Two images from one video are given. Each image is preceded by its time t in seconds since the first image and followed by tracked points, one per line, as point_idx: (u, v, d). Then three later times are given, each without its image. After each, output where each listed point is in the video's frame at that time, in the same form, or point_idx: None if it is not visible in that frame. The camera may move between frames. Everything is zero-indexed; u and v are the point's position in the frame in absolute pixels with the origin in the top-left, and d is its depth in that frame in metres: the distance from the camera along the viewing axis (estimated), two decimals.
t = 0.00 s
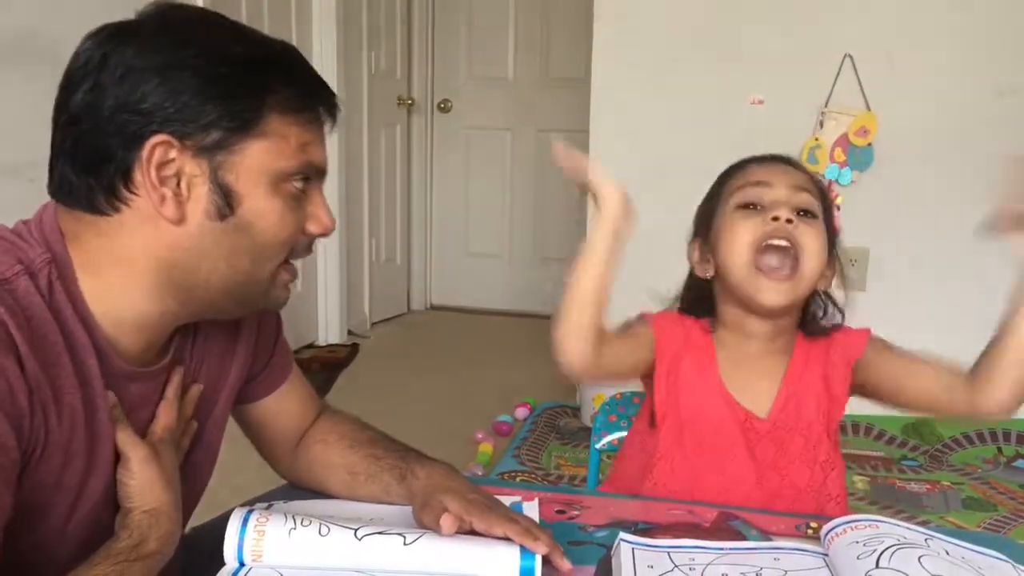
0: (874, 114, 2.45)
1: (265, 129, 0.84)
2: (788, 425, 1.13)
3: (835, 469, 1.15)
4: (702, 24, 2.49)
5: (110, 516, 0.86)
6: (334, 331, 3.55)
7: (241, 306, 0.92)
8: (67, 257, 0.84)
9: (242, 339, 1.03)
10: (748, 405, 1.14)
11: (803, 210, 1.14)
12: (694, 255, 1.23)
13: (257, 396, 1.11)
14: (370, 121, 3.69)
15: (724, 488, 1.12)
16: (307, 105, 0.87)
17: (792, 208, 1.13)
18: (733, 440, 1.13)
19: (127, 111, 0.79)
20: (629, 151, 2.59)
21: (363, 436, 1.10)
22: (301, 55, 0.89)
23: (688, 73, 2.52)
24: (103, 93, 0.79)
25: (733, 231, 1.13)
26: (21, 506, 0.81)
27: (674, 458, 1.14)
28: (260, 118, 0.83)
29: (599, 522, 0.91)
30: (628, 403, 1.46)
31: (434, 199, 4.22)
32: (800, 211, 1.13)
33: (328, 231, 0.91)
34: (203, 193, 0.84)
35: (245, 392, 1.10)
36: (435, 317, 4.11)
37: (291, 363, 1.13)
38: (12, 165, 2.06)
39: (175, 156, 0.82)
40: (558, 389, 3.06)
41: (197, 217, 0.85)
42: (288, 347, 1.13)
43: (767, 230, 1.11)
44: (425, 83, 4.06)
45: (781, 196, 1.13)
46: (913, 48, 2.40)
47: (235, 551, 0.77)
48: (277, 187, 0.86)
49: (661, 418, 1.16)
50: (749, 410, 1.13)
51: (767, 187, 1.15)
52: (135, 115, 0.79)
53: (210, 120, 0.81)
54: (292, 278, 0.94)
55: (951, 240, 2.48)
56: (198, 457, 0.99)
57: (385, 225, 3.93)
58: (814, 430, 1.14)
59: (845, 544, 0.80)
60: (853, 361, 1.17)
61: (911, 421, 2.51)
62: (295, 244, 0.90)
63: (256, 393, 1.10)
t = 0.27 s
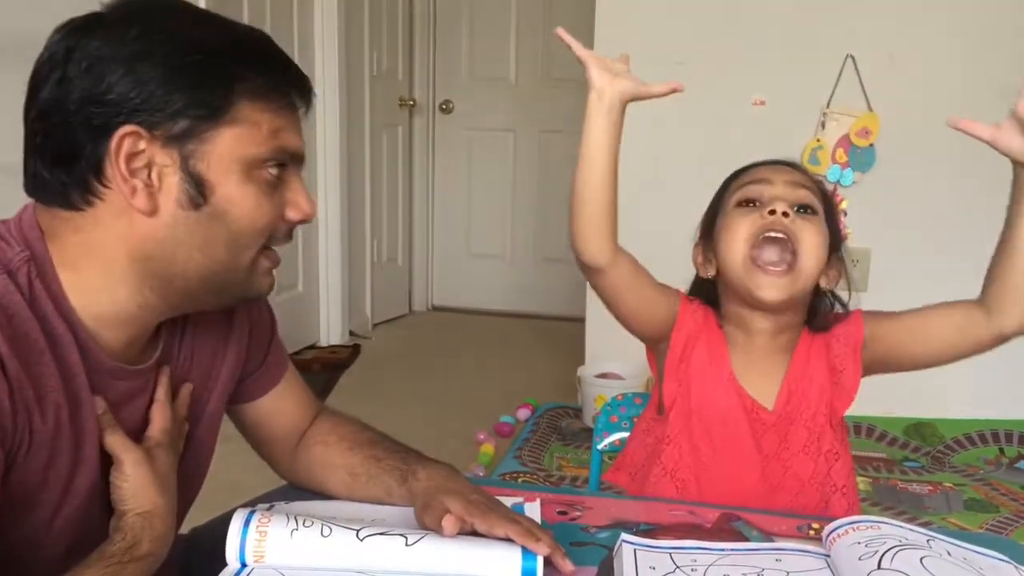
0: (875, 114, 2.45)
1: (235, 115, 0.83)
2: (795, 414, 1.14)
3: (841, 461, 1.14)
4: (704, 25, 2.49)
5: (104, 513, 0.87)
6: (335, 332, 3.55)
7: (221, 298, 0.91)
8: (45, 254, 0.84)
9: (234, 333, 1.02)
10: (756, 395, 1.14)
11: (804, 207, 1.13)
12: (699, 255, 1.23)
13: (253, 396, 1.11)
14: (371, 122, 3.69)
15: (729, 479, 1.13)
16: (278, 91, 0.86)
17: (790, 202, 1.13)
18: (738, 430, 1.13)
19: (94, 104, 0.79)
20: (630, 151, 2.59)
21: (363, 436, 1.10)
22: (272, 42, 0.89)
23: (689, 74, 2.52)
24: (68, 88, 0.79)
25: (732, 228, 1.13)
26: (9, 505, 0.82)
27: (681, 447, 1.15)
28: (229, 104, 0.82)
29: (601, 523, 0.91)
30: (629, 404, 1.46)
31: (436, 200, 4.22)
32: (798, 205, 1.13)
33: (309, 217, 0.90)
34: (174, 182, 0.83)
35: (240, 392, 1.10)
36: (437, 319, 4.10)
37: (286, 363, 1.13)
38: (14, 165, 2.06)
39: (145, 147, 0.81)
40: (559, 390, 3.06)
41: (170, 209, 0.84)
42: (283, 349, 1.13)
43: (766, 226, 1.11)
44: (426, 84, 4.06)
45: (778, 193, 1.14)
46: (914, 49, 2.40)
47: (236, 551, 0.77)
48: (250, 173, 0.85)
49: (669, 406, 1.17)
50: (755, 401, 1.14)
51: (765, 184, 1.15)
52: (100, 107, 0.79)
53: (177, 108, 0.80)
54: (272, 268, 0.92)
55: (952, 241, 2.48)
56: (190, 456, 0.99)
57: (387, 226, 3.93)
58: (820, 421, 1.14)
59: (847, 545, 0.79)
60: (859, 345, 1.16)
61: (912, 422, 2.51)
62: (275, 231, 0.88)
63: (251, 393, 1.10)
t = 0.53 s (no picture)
0: (876, 116, 2.45)
1: (218, 110, 0.83)
2: (797, 411, 1.14)
3: (843, 457, 1.14)
4: (704, 26, 2.49)
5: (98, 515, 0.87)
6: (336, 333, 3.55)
7: (207, 296, 0.90)
8: (33, 256, 0.85)
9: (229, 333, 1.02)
10: (758, 391, 1.14)
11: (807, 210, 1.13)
12: (704, 255, 1.22)
13: (251, 398, 1.11)
14: (373, 124, 3.69)
15: (734, 474, 1.13)
16: (261, 85, 0.86)
17: (795, 205, 1.13)
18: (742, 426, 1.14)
19: (75, 101, 0.79)
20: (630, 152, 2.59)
21: (363, 437, 1.10)
22: (256, 36, 0.88)
23: (689, 75, 2.52)
24: (48, 86, 0.79)
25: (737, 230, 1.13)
26: None
27: (684, 443, 1.15)
28: (211, 98, 0.82)
29: (601, 525, 0.91)
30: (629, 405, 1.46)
31: (437, 202, 4.22)
32: (803, 208, 1.13)
33: (298, 211, 0.90)
34: (158, 180, 0.83)
35: (238, 394, 1.10)
36: (437, 320, 4.10)
37: (283, 364, 1.13)
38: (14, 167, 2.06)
39: (128, 144, 0.81)
40: (559, 392, 3.06)
41: (153, 205, 0.84)
42: (281, 350, 1.13)
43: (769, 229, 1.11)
44: (427, 85, 4.06)
45: (784, 195, 1.13)
46: (915, 51, 2.40)
47: (237, 551, 0.77)
48: (236, 168, 0.85)
49: (673, 402, 1.17)
50: (758, 396, 1.14)
51: (771, 186, 1.15)
52: (81, 104, 0.79)
53: (158, 103, 0.80)
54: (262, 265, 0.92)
55: (953, 244, 2.47)
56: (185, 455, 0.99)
57: (388, 228, 3.93)
58: (822, 418, 1.14)
59: (847, 546, 0.79)
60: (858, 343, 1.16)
61: (913, 424, 2.51)
62: (262, 227, 0.88)
63: (250, 395, 1.10)
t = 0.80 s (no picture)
0: (876, 117, 2.45)
1: (214, 109, 0.83)
2: (789, 405, 1.17)
3: (835, 449, 1.18)
4: (704, 28, 2.49)
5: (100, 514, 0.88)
6: (336, 334, 3.54)
7: (206, 300, 0.91)
8: (32, 255, 0.85)
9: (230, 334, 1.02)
10: (752, 385, 1.18)
11: (806, 235, 1.13)
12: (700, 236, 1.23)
13: (251, 400, 1.11)
14: (373, 124, 3.70)
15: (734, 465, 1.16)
16: (257, 84, 0.86)
17: (792, 231, 1.13)
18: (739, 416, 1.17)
19: (70, 101, 0.79)
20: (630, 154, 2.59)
21: (363, 438, 1.10)
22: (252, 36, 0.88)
23: (689, 76, 2.52)
24: (45, 85, 0.79)
25: (733, 247, 1.14)
26: None
27: (679, 441, 1.18)
28: (207, 98, 0.82)
29: (601, 526, 0.91)
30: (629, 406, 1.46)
31: (437, 202, 4.22)
32: (800, 235, 1.13)
33: (296, 211, 0.90)
34: (154, 180, 0.83)
35: (238, 396, 1.10)
36: (438, 321, 4.10)
37: (283, 365, 1.13)
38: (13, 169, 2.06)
39: (123, 144, 0.82)
40: (559, 392, 3.06)
41: (149, 206, 0.84)
42: (281, 351, 1.13)
43: (762, 258, 1.12)
44: (427, 86, 4.07)
45: (786, 218, 1.13)
46: (915, 53, 2.40)
47: (237, 552, 0.77)
48: (232, 168, 0.85)
49: (668, 403, 1.20)
50: (752, 387, 1.18)
51: (778, 203, 1.14)
52: (76, 104, 0.79)
53: (154, 102, 0.80)
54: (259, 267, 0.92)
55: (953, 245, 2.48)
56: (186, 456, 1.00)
57: (388, 228, 3.93)
58: (813, 411, 1.18)
59: (847, 548, 0.80)
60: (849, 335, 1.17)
61: (913, 425, 2.51)
62: (261, 227, 0.88)
63: (250, 397, 1.10)
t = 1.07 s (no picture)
0: (876, 117, 2.44)
1: (197, 87, 0.79)
2: (774, 400, 1.25)
3: (821, 445, 1.24)
4: (704, 27, 2.49)
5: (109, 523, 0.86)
6: (336, 334, 3.54)
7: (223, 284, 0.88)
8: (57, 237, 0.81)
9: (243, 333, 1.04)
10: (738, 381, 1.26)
11: (801, 244, 1.19)
12: (694, 233, 1.30)
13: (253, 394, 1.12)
14: (373, 124, 3.69)
15: (724, 456, 1.24)
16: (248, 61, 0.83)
17: (788, 237, 1.19)
18: (727, 410, 1.25)
19: (60, 94, 0.76)
20: (630, 154, 2.59)
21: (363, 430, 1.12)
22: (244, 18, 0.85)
23: (689, 76, 2.52)
24: (37, 81, 0.76)
25: (728, 251, 1.21)
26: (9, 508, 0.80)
27: (670, 436, 1.26)
28: (188, 76, 0.79)
29: (599, 525, 0.91)
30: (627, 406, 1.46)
31: (437, 202, 4.22)
32: (796, 241, 1.19)
33: (304, 186, 0.87)
34: (146, 165, 0.80)
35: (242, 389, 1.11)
36: (437, 321, 4.10)
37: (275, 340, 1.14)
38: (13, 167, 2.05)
39: (114, 131, 0.78)
40: (558, 392, 3.06)
41: (145, 191, 0.81)
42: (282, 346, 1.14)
43: (756, 267, 1.18)
44: (427, 86, 4.06)
45: (783, 224, 1.18)
46: (915, 52, 2.40)
47: (235, 553, 0.78)
48: (227, 147, 0.82)
49: (658, 401, 1.28)
50: (739, 383, 1.26)
51: (775, 209, 1.19)
52: (65, 96, 0.76)
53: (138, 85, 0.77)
54: (272, 245, 0.89)
55: (953, 246, 2.48)
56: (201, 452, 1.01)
57: (387, 228, 3.93)
58: (798, 405, 1.25)
59: (846, 548, 0.79)
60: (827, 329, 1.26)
61: (912, 425, 2.51)
62: (266, 203, 0.85)
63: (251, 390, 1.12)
